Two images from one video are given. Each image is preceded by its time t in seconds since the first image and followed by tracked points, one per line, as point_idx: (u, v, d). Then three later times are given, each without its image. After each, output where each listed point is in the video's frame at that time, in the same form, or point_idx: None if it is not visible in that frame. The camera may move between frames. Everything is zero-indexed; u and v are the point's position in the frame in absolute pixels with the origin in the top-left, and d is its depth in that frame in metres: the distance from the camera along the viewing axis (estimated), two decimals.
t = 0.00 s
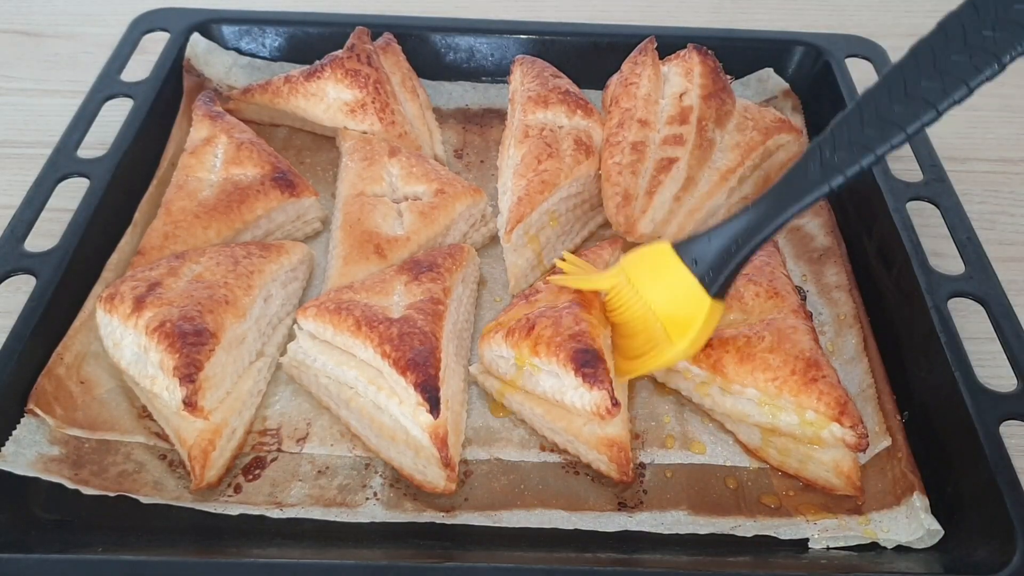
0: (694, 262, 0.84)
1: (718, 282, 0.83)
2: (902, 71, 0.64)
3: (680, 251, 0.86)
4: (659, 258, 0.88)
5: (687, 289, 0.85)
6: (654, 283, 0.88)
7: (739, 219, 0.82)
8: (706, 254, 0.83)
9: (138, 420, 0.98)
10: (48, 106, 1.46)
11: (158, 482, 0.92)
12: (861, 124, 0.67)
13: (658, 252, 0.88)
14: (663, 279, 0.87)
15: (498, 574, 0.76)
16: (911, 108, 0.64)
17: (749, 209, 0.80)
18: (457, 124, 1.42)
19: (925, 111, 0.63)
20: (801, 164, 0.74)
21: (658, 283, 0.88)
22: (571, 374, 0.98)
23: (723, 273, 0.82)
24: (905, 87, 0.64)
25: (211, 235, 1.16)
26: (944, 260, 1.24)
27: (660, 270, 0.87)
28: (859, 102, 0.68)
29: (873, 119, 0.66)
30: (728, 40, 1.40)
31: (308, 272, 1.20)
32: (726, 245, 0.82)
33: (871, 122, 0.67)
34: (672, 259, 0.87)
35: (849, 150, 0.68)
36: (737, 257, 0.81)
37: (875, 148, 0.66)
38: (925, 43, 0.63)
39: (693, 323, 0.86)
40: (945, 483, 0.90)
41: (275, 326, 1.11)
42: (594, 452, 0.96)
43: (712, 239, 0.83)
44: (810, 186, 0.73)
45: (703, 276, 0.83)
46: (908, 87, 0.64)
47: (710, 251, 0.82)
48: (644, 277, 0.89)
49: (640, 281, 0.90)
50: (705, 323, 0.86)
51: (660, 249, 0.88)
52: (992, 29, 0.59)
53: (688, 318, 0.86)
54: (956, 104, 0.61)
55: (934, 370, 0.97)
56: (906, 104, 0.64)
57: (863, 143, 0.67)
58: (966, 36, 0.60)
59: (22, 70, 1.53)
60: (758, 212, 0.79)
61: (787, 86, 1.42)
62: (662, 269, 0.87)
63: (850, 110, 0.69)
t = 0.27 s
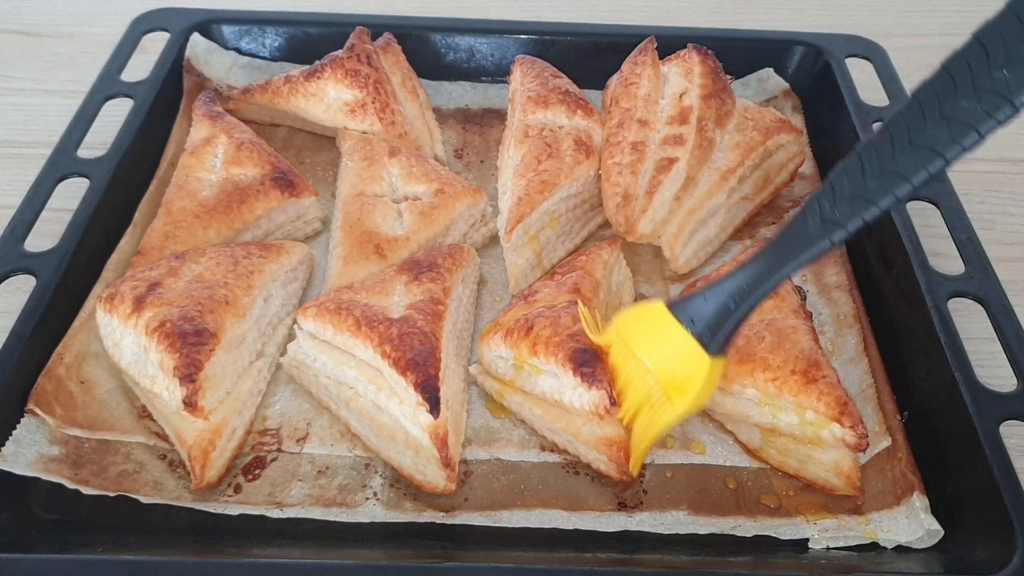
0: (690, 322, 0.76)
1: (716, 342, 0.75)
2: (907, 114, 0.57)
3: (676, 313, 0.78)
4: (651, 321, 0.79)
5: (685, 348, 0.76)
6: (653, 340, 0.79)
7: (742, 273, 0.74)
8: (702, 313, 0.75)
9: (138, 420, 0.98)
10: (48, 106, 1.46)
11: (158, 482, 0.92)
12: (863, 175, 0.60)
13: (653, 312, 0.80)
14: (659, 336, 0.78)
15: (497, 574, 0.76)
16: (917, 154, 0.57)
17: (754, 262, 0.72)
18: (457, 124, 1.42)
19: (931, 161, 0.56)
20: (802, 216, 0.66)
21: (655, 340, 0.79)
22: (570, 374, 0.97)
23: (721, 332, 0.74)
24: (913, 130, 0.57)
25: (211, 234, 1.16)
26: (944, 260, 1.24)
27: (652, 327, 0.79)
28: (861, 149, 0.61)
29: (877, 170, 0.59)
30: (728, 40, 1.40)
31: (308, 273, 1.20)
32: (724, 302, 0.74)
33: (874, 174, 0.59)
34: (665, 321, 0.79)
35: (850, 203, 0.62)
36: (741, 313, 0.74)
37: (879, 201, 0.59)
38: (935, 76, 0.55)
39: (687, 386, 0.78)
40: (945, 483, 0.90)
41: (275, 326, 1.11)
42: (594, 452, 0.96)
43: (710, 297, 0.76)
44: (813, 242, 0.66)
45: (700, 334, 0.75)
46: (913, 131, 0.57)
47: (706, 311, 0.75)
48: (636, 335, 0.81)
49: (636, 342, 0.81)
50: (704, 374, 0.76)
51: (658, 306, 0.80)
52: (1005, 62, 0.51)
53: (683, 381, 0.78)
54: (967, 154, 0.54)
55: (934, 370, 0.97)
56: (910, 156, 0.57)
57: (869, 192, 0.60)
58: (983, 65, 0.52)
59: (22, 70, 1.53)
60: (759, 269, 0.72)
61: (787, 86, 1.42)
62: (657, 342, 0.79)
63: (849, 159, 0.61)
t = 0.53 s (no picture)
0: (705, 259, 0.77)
1: (736, 280, 0.76)
2: (910, 72, 0.61)
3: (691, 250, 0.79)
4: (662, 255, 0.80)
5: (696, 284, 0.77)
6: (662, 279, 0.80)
7: (763, 210, 0.75)
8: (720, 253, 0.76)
9: (138, 420, 0.98)
10: (48, 106, 1.46)
11: (158, 482, 0.92)
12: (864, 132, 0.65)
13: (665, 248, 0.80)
14: (677, 270, 0.79)
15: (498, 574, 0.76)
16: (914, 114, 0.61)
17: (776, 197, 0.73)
18: (456, 124, 1.42)
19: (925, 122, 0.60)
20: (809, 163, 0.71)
21: (671, 275, 0.79)
22: (570, 374, 0.98)
23: (738, 272, 0.76)
24: (917, 89, 0.61)
25: (211, 234, 1.16)
26: (944, 261, 1.24)
27: (669, 263, 0.80)
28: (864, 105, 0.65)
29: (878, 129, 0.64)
30: (728, 40, 1.40)
31: (308, 273, 1.20)
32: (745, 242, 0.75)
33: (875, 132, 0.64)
34: (679, 257, 0.80)
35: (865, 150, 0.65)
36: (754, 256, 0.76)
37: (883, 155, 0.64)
38: (930, 41, 0.60)
39: (707, 324, 0.78)
40: (945, 483, 0.90)
41: (275, 325, 1.11)
42: (594, 452, 0.96)
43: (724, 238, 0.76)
44: (829, 184, 0.69)
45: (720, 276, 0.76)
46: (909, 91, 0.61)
47: (728, 253, 0.76)
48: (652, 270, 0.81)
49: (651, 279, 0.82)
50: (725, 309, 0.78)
51: (669, 241, 0.81)
52: (994, 35, 0.56)
53: (701, 318, 0.78)
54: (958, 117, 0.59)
55: (934, 370, 0.97)
56: (907, 115, 0.62)
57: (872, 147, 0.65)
58: (977, 35, 0.57)
59: (21, 70, 1.53)
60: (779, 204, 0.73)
61: (787, 86, 1.42)
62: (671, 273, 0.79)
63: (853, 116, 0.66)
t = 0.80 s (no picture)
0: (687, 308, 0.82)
1: (714, 328, 0.81)
2: (889, 72, 0.62)
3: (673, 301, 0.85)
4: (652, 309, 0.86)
5: (683, 341, 0.83)
6: (657, 331, 0.85)
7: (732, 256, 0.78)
8: (696, 302, 0.81)
9: (138, 420, 0.98)
10: (48, 106, 1.46)
11: (158, 482, 0.92)
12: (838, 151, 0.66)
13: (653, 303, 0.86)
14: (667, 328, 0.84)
15: (498, 574, 0.76)
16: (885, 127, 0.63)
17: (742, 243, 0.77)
18: (456, 124, 1.42)
19: (905, 127, 0.61)
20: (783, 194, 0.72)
21: (663, 329, 0.85)
22: (569, 375, 0.97)
23: (717, 320, 0.81)
24: (897, 89, 0.61)
25: (211, 234, 1.16)
26: (944, 261, 1.24)
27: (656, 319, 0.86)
28: (834, 126, 0.67)
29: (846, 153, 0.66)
30: (728, 41, 1.40)
31: (308, 273, 1.20)
32: (716, 289, 0.79)
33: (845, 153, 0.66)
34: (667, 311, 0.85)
35: (827, 182, 0.67)
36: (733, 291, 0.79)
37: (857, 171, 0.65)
38: (907, 39, 0.61)
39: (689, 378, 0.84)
40: (945, 483, 0.90)
41: (275, 325, 1.11)
42: (594, 452, 0.96)
43: (699, 286, 0.81)
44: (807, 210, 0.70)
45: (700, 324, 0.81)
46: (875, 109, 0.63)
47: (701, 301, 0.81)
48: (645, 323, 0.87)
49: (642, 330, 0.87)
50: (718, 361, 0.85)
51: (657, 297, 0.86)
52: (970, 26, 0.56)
53: (682, 373, 0.85)
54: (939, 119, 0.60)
55: (934, 370, 0.97)
56: (883, 126, 0.63)
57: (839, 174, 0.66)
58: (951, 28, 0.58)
59: (21, 70, 1.53)
60: (746, 250, 0.76)
61: (787, 86, 1.42)
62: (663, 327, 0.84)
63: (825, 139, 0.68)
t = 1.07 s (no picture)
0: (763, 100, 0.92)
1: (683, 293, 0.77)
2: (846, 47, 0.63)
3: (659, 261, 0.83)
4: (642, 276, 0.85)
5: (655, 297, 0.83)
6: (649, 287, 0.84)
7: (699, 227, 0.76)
8: (671, 260, 0.78)
9: (138, 420, 0.98)
10: (48, 106, 1.46)
11: (158, 482, 0.92)
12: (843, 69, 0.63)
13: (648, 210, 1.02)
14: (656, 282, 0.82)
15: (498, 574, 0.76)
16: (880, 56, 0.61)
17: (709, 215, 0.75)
18: (456, 124, 1.42)
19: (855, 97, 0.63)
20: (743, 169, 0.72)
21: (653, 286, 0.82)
22: (569, 375, 0.97)
23: (687, 281, 0.76)
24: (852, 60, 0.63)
25: (211, 234, 1.16)
26: (944, 261, 1.24)
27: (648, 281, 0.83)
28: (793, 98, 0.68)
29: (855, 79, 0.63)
30: (728, 41, 1.40)
31: (308, 273, 1.20)
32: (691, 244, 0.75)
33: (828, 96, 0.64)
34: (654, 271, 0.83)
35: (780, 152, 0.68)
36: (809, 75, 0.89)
37: (916, 32, 0.59)
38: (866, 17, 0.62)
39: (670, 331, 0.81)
40: (945, 483, 0.90)
41: (275, 325, 1.11)
42: (594, 452, 0.96)
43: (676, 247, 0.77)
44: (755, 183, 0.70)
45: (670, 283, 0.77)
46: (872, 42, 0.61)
47: (677, 258, 0.77)
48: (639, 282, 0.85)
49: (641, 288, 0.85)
50: (685, 331, 0.80)
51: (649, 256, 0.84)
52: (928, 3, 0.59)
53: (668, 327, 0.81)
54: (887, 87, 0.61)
55: (934, 370, 0.97)
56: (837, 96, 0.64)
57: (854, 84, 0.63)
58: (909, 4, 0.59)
59: (21, 71, 1.53)
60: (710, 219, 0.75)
61: (787, 86, 1.41)
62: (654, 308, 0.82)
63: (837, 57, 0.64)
